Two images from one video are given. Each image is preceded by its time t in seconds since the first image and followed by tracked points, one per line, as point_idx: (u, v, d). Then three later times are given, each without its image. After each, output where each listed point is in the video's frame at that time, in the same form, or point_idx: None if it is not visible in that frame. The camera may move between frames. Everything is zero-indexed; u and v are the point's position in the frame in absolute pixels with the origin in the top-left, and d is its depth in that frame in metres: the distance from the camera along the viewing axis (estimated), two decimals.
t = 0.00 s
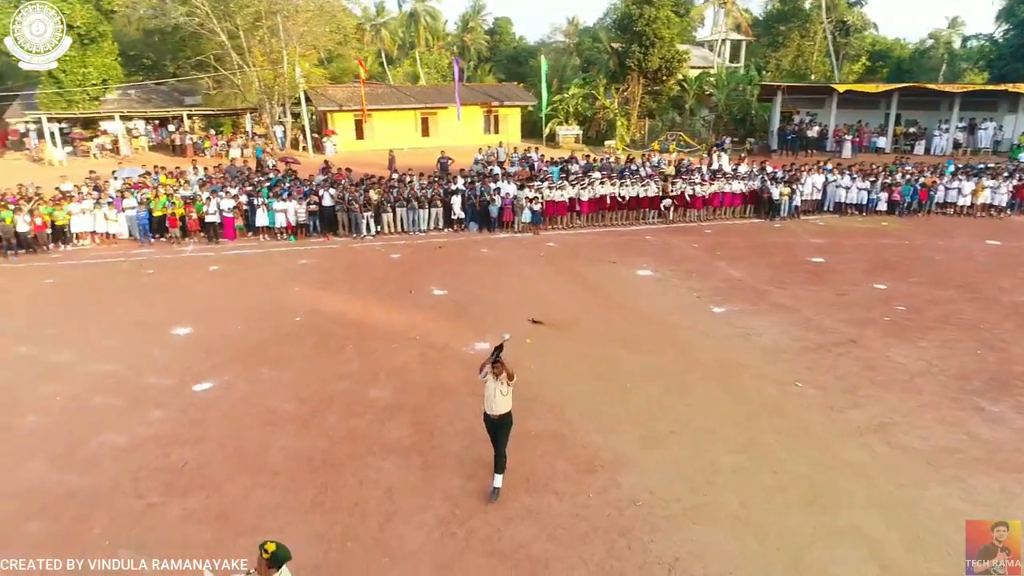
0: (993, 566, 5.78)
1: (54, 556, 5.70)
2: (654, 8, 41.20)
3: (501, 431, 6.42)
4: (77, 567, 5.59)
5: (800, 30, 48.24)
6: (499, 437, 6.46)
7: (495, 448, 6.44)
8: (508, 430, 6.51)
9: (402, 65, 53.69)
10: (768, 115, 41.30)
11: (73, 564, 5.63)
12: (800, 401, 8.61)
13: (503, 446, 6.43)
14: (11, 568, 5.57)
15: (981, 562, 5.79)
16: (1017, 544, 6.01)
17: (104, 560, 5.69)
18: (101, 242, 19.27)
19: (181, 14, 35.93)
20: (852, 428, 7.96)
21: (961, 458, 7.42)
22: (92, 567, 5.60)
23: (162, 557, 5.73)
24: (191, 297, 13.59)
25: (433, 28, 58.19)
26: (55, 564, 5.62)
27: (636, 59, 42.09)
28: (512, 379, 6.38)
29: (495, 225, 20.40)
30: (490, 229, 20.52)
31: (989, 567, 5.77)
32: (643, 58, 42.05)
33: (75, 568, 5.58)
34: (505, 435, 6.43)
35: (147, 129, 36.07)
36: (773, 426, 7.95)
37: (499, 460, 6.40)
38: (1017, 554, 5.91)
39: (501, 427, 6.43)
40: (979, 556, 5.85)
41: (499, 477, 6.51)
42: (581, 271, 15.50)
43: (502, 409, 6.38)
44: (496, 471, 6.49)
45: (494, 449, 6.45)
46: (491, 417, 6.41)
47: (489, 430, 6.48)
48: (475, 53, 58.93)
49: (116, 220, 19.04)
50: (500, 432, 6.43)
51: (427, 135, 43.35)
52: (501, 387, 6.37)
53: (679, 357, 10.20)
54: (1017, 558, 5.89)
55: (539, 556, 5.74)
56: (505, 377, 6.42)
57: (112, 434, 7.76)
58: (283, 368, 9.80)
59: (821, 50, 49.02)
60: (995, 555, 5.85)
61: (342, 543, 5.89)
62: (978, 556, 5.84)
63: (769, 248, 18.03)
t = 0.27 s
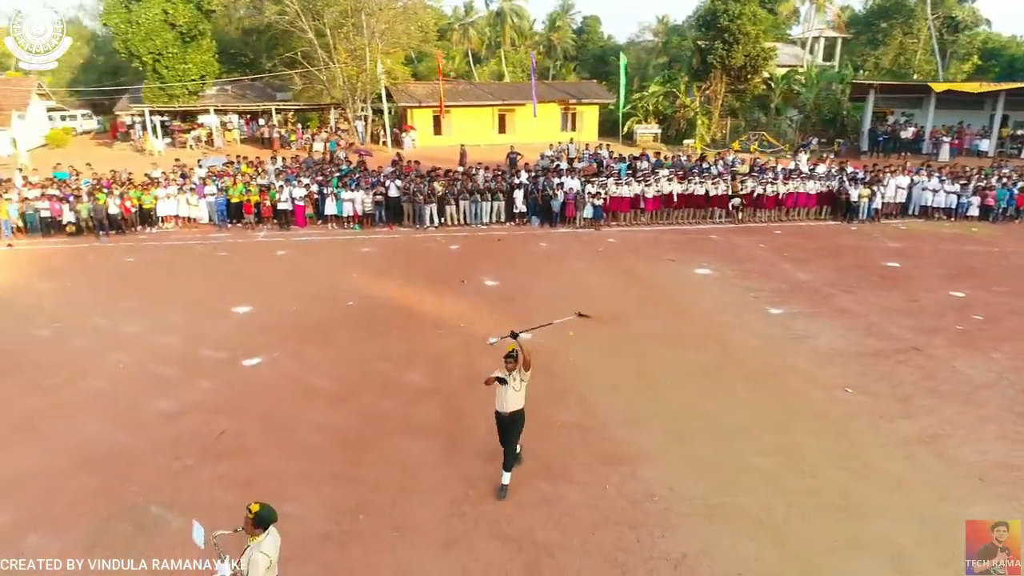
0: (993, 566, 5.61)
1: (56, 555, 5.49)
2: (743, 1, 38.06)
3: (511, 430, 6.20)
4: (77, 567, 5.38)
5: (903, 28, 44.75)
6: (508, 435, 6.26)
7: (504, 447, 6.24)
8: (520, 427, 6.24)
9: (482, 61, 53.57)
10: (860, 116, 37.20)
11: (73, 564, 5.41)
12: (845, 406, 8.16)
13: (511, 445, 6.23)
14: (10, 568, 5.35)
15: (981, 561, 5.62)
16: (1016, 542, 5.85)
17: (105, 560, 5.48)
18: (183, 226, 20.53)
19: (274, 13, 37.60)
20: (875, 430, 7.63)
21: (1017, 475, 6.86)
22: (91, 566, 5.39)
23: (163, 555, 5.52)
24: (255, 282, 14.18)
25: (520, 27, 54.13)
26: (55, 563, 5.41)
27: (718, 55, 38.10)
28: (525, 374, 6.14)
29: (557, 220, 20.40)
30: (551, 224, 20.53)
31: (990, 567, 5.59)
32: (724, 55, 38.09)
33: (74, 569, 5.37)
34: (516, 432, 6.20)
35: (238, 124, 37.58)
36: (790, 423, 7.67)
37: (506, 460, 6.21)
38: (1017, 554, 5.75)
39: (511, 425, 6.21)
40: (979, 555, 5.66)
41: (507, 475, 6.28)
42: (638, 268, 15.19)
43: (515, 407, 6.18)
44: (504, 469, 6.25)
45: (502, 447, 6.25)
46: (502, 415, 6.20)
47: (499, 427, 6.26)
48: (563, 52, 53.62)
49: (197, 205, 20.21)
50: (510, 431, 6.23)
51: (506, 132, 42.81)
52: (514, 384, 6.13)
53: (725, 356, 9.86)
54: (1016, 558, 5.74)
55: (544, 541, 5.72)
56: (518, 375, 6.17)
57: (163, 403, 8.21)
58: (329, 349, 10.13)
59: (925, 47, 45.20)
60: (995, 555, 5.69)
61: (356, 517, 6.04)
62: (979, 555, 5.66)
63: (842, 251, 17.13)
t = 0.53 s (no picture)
0: (993, 566, 5.38)
1: (58, 555, 5.25)
2: None
3: (522, 422, 6.12)
4: (76, 567, 5.13)
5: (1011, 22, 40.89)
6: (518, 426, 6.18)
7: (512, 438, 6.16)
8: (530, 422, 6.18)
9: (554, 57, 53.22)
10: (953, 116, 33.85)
11: (72, 564, 5.16)
12: (890, 414, 7.72)
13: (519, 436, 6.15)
14: (12, 568, 5.12)
15: (981, 561, 5.39)
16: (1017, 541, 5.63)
17: (104, 560, 5.22)
18: (252, 214, 21.46)
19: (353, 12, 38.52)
20: (898, 433, 7.31)
21: None
22: (91, 567, 5.14)
23: (164, 554, 5.27)
24: (312, 271, 14.65)
25: (598, 26, 51.56)
26: (55, 563, 5.16)
27: (797, 52, 35.56)
28: (534, 365, 5.98)
29: (615, 216, 20.18)
30: (609, 220, 20.33)
31: (990, 567, 5.37)
32: (805, 53, 35.47)
33: (73, 570, 5.11)
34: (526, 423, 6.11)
35: (317, 118, 39.05)
36: (808, 424, 7.43)
37: (511, 450, 6.17)
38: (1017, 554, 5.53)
39: (520, 416, 6.11)
40: (979, 555, 5.44)
41: (514, 464, 6.21)
42: (691, 266, 14.81)
43: (524, 399, 6.06)
44: (510, 458, 6.20)
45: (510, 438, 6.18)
46: (511, 406, 6.10)
47: (507, 418, 6.16)
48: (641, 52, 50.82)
49: (265, 194, 21.09)
50: (519, 422, 6.14)
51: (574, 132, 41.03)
52: (522, 375, 5.98)
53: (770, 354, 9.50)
54: (1017, 558, 5.49)
55: (552, 527, 5.66)
56: (527, 365, 6.02)
57: (208, 379, 8.69)
58: (371, 335, 10.40)
59: None
60: (995, 555, 5.46)
61: (371, 494, 6.14)
62: (978, 555, 5.44)
63: (914, 256, 16.17)
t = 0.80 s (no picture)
0: (993, 566, 5.32)
1: (59, 555, 5.05)
2: None
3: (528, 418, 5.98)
4: (75, 567, 4.93)
5: None
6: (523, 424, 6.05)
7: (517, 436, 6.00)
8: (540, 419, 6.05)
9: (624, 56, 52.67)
10: None
11: (73, 564, 4.97)
12: (935, 425, 7.31)
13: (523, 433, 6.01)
14: (11, 568, 4.93)
15: (981, 561, 5.32)
16: (1018, 539, 5.55)
17: (105, 559, 5.03)
18: (313, 206, 22.16)
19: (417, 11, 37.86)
20: (917, 436, 7.08)
21: None
22: (90, 567, 4.94)
23: (163, 554, 5.07)
24: (363, 262, 15.02)
25: (670, 25, 50.02)
26: (55, 563, 4.96)
27: (876, 51, 33.62)
28: (544, 360, 5.85)
29: (669, 216, 19.81)
30: (663, 220, 19.98)
31: (989, 567, 5.29)
32: (885, 51, 33.42)
33: (73, 570, 4.92)
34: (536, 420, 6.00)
35: (385, 116, 39.61)
36: (827, 425, 7.23)
37: (513, 447, 6.00)
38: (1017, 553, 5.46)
39: (527, 413, 5.98)
40: (982, 555, 5.37)
41: (513, 462, 6.06)
42: (742, 267, 14.41)
43: (534, 395, 5.92)
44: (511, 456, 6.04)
45: (516, 435, 6.03)
46: (519, 402, 5.96)
47: (514, 415, 6.01)
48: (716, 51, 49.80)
49: (325, 187, 21.74)
50: (526, 419, 6.00)
51: (640, 131, 38.52)
52: (531, 370, 5.84)
53: (814, 357, 9.13)
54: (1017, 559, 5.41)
55: (561, 517, 5.63)
56: (536, 361, 5.89)
57: (249, 361, 9.07)
58: (410, 324, 10.59)
59: None
60: (995, 555, 5.39)
61: (388, 476, 6.24)
62: (979, 555, 5.37)
63: (986, 264, 15.23)
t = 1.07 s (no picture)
0: (992, 566, 5.13)
1: (60, 555, 4.93)
2: None
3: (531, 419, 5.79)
4: (75, 567, 4.82)
5: None
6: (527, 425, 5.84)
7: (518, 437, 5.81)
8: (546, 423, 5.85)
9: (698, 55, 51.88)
10: None
11: (74, 563, 4.86)
12: (993, 440, 6.81)
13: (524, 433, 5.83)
14: (11, 568, 4.81)
15: (981, 561, 5.13)
16: (1018, 538, 5.37)
17: (106, 559, 4.91)
18: (372, 200, 22.60)
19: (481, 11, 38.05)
20: (945, 440, 6.76)
21: None
22: (90, 566, 4.82)
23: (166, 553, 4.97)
24: (414, 255, 15.23)
25: (747, 23, 49.61)
26: (55, 563, 4.85)
27: (965, 48, 31.68)
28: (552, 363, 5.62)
29: (728, 217, 19.26)
30: (721, 220, 19.44)
31: (989, 567, 5.11)
32: (974, 48, 31.44)
33: (74, 570, 4.81)
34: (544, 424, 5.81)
35: (451, 113, 39.94)
36: (859, 426, 6.93)
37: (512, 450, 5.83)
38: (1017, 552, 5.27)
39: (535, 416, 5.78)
40: (982, 556, 5.17)
41: (507, 465, 5.87)
42: (800, 270, 13.86)
43: (543, 398, 5.69)
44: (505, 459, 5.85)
45: (518, 437, 5.83)
46: (527, 406, 5.73)
47: (519, 418, 5.80)
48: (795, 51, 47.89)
49: (384, 181, 22.13)
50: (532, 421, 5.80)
51: (710, 130, 36.19)
52: (539, 373, 5.61)
53: (868, 363, 8.67)
54: (1017, 559, 5.23)
55: (578, 515, 5.54)
56: (545, 364, 5.66)
57: (293, 346, 9.29)
58: (452, 316, 10.67)
59: None
60: (995, 555, 5.20)
61: (409, 464, 6.28)
62: (978, 554, 5.17)
63: None
